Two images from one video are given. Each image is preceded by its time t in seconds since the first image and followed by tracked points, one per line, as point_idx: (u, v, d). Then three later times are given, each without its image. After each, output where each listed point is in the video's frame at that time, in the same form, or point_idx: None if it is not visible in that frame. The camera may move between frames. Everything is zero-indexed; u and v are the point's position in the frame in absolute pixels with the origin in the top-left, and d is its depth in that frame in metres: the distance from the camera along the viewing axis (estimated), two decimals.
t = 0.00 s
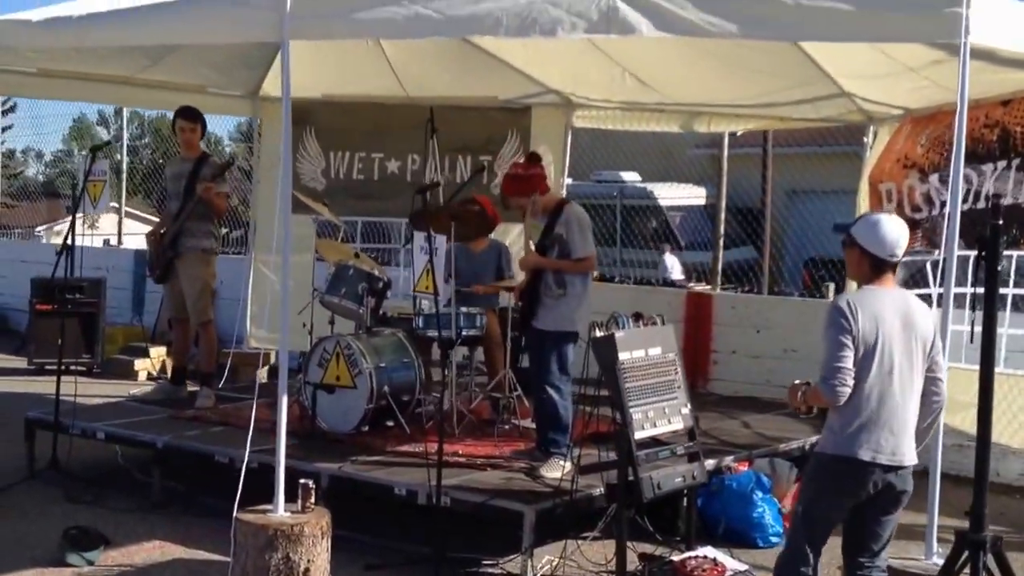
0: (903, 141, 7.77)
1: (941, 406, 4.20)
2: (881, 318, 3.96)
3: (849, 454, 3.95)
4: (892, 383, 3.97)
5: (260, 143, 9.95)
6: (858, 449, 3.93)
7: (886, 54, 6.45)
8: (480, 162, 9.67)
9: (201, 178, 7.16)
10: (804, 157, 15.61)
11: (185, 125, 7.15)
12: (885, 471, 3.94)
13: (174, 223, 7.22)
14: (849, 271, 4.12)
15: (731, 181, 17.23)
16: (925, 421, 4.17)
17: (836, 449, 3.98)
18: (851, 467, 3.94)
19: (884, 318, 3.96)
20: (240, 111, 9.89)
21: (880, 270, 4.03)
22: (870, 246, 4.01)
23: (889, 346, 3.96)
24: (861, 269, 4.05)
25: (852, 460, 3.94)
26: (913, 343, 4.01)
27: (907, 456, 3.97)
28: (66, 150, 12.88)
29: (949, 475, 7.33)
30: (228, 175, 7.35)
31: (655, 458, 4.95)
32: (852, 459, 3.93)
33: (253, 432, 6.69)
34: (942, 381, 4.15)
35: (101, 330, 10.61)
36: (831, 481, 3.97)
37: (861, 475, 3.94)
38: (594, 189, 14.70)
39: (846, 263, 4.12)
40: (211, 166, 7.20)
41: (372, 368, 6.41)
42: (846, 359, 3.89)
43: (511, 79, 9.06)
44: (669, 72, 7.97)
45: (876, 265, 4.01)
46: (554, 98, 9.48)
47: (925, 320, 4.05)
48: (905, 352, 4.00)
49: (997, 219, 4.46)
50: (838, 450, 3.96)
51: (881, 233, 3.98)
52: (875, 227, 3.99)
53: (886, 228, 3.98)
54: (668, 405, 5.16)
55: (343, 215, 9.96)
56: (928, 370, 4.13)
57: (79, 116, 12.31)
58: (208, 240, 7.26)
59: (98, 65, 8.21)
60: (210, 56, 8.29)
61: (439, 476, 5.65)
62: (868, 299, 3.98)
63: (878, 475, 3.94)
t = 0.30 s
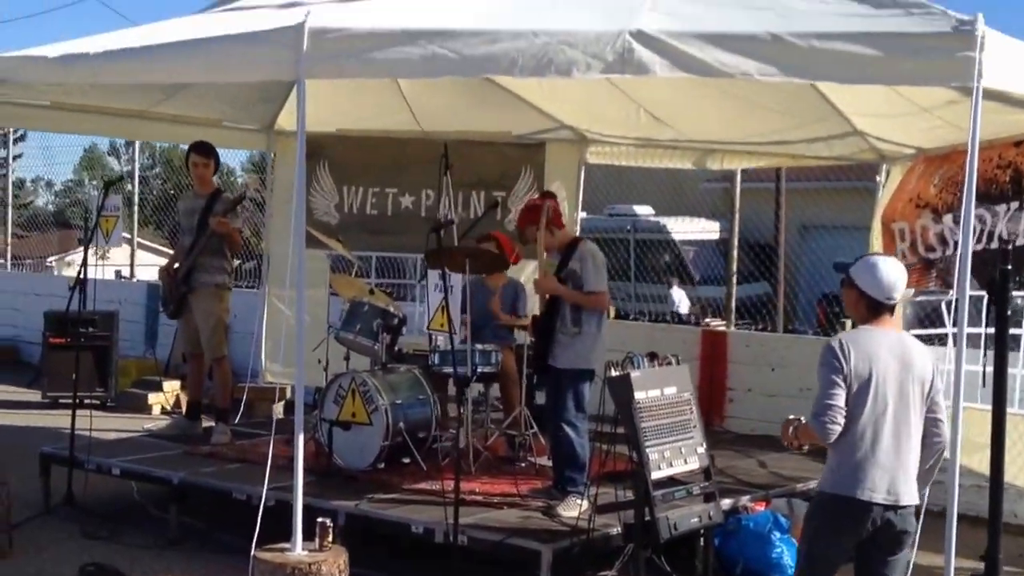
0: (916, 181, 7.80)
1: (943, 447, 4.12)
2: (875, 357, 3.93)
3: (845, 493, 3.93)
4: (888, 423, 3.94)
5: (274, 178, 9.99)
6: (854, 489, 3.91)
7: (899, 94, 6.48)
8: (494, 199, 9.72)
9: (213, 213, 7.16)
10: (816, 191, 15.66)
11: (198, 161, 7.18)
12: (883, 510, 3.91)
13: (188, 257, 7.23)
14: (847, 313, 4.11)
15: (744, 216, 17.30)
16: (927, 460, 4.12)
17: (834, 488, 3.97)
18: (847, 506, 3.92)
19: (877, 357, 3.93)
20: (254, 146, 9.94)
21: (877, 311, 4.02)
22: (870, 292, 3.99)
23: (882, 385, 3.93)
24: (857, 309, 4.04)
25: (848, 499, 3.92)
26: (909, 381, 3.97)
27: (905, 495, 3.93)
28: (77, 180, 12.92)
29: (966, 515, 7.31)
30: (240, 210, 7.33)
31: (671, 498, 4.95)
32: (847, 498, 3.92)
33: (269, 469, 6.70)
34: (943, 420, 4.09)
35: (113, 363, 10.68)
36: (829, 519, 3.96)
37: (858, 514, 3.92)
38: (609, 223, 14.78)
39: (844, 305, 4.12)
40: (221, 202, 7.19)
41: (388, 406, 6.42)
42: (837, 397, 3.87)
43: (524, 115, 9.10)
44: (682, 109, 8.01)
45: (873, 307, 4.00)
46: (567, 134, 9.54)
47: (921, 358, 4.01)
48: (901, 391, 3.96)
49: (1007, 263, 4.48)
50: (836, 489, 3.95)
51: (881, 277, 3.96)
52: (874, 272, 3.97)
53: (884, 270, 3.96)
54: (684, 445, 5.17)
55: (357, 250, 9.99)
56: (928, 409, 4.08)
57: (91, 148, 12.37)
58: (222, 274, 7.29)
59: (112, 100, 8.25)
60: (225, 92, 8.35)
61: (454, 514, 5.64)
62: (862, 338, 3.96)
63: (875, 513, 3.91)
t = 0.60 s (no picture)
0: (933, 223, 7.74)
1: (939, 498, 4.09)
2: (868, 410, 3.89)
3: (842, 544, 3.91)
4: (883, 476, 3.90)
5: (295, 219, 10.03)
6: (850, 540, 3.89)
7: (911, 136, 6.48)
8: (512, 240, 9.63)
9: (231, 252, 7.19)
10: (840, 233, 15.62)
11: (214, 202, 7.23)
12: (879, 560, 3.89)
13: (205, 296, 7.26)
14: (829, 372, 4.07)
15: (767, 257, 17.27)
16: (923, 510, 4.08)
17: (831, 539, 3.94)
18: (843, 558, 3.90)
19: (871, 410, 3.89)
20: (274, 186, 10.02)
21: (862, 362, 3.97)
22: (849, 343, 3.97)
23: (877, 438, 3.89)
24: (839, 365, 4.01)
25: (844, 551, 3.90)
26: (904, 433, 3.93)
27: (902, 546, 3.91)
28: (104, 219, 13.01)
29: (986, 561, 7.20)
30: (258, 250, 7.38)
31: (681, 541, 4.90)
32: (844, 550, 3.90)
33: (280, 509, 6.70)
34: (939, 471, 4.05)
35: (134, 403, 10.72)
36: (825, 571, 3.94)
37: (854, 566, 3.89)
38: (634, 263, 14.82)
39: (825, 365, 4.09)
40: (239, 241, 7.23)
41: (400, 446, 6.41)
42: (831, 451, 3.84)
43: (541, 156, 9.14)
44: (697, 151, 8.03)
45: (855, 357, 3.96)
46: (584, 175, 9.57)
47: (915, 410, 3.97)
48: (896, 444, 3.92)
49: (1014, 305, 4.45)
50: (832, 540, 3.93)
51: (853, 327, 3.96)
52: (845, 319, 3.97)
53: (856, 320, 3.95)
54: (694, 487, 5.13)
55: (375, 290, 9.95)
56: (923, 459, 4.04)
57: (113, 185, 12.46)
58: (239, 313, 7.31)
59: (131, 141, 8.35)
60: (243, 132, 8.44)
61: (463, 555, 5.61)
62: (855, 390, 3.93)
63: (871, 565, 3.89)
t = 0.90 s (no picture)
0: (943, 258, 7.67)
1: (933, 527, 3.98)
2: (860, 440, 3.80)
3: None
4: (878, 505, 3.79)
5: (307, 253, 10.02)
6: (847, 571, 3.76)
7: (918, 171, 6.45)
8: (525, 273, 9.69)
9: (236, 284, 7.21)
10: (862, 268, 15.55)
11: (220, 235, 7.26)
12: None
13: (211, 328, 7.28)
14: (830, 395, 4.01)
15: (789, 293, 17.20)
16: (919, 542, 3.98)
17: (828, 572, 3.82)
18: None
19: (862, 439, 3.80)
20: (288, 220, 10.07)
21: (857, 393, 3.90)
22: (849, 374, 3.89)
23: (870, 468, 3.79)
24: (836, 391, 3.95)
25: None
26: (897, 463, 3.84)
27: None
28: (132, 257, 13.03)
29: None
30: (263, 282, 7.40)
31: None
32: None
33: (284, 543, 6.68)
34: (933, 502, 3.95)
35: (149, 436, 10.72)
36: None
37: None
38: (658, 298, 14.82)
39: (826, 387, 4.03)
40: (245, 273, 7.25)
41: (405, 480, 6.38)
42: (819, 482, 3.77)
43: (553, 191, 9.16)
44: (707, 186, 8.02)
45: (851, 388, 3.89)
46: (597, 210, 9.58)
47: (906, 440, 3.89)
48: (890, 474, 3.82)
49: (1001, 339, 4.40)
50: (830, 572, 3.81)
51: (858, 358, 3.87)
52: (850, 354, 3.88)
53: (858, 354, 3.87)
54: (695, 521, 5.07)
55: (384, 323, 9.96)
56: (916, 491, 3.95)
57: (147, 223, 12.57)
58: (245, 345, 7.34)
59: (144, 175, 8.42)
60: (256, 168, 8.51)
61: None
62: (846, 420, 3.84)
63: None
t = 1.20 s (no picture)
0: (932, 272, 7.63)
1: (928, 548, 4.00)
2: (857, 468, 3.74)
3: None
4: (873, 535, 3.74)
5: (304, 268, 10.03)
6: None
7: (907, 187, 6.46)
8: (522, 289, 9.61)
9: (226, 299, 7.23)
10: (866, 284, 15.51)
11: (210, 250, 7.30)
12: None
13: (200, 342, 7.31)
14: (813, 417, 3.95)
15: (793, 309, 17.16)
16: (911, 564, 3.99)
17: None
18: None
19: (860, 468, 3.74)
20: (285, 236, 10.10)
21: (845, 415, 3.86)
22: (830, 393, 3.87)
23: (866, 498, 3.73)
24: (823, 414, 3.88)
25: None
26: (894, 491, 3.78)
27: None
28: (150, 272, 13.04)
29: None
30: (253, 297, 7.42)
31: None
32: None
33: (273, 558, 6.68)
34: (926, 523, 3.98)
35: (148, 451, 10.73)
36: None
37: None
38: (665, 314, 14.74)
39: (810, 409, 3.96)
40: (234, 288, 7.27)
41: (393, 495, 6.36)
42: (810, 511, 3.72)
43: (548, 207, 9.18)
44: (700, 202, 8.02)
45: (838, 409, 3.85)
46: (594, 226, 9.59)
47: (903, 466, 3.84)
48: (886, 502, 3.77)
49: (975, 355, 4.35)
50: None
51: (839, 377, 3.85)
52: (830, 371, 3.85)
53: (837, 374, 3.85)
54: (678, 536, 5.10)
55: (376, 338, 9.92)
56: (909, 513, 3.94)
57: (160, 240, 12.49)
58: (233, 360, 7.36)
59: (141, 191, 8.46)
60: (252, 184, 8.54)
61: None
62: (842, 445, 3.79)
63: None
